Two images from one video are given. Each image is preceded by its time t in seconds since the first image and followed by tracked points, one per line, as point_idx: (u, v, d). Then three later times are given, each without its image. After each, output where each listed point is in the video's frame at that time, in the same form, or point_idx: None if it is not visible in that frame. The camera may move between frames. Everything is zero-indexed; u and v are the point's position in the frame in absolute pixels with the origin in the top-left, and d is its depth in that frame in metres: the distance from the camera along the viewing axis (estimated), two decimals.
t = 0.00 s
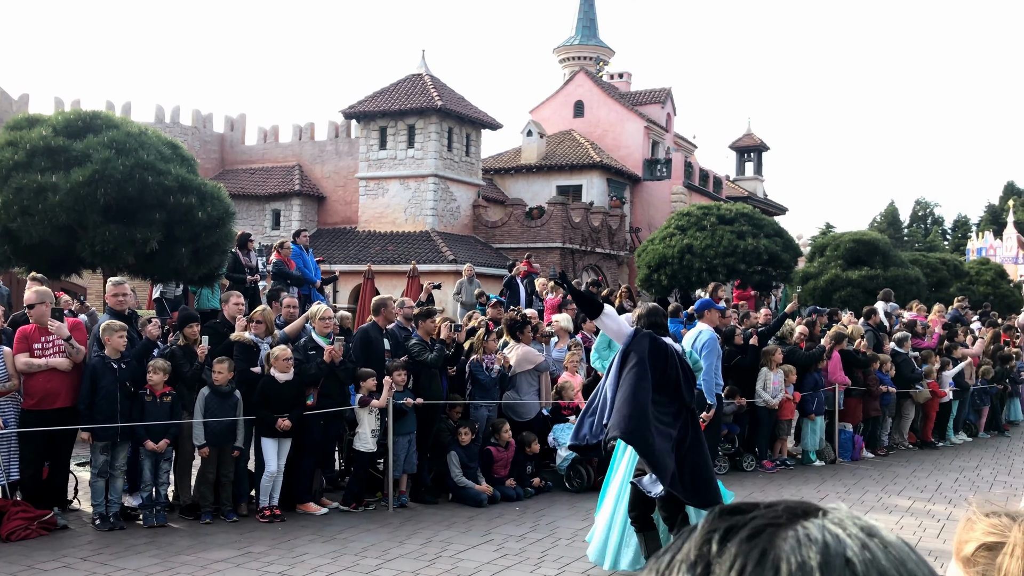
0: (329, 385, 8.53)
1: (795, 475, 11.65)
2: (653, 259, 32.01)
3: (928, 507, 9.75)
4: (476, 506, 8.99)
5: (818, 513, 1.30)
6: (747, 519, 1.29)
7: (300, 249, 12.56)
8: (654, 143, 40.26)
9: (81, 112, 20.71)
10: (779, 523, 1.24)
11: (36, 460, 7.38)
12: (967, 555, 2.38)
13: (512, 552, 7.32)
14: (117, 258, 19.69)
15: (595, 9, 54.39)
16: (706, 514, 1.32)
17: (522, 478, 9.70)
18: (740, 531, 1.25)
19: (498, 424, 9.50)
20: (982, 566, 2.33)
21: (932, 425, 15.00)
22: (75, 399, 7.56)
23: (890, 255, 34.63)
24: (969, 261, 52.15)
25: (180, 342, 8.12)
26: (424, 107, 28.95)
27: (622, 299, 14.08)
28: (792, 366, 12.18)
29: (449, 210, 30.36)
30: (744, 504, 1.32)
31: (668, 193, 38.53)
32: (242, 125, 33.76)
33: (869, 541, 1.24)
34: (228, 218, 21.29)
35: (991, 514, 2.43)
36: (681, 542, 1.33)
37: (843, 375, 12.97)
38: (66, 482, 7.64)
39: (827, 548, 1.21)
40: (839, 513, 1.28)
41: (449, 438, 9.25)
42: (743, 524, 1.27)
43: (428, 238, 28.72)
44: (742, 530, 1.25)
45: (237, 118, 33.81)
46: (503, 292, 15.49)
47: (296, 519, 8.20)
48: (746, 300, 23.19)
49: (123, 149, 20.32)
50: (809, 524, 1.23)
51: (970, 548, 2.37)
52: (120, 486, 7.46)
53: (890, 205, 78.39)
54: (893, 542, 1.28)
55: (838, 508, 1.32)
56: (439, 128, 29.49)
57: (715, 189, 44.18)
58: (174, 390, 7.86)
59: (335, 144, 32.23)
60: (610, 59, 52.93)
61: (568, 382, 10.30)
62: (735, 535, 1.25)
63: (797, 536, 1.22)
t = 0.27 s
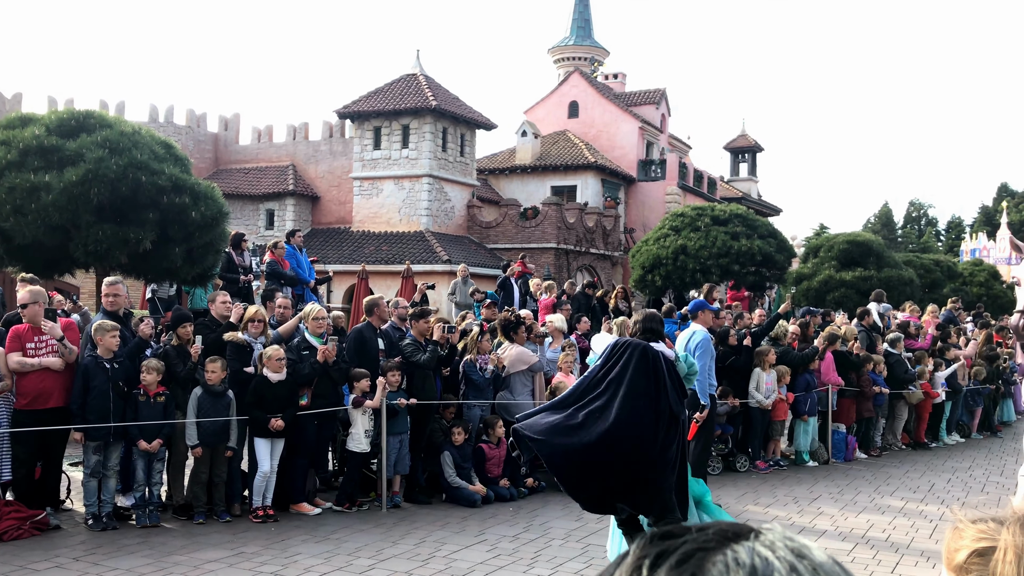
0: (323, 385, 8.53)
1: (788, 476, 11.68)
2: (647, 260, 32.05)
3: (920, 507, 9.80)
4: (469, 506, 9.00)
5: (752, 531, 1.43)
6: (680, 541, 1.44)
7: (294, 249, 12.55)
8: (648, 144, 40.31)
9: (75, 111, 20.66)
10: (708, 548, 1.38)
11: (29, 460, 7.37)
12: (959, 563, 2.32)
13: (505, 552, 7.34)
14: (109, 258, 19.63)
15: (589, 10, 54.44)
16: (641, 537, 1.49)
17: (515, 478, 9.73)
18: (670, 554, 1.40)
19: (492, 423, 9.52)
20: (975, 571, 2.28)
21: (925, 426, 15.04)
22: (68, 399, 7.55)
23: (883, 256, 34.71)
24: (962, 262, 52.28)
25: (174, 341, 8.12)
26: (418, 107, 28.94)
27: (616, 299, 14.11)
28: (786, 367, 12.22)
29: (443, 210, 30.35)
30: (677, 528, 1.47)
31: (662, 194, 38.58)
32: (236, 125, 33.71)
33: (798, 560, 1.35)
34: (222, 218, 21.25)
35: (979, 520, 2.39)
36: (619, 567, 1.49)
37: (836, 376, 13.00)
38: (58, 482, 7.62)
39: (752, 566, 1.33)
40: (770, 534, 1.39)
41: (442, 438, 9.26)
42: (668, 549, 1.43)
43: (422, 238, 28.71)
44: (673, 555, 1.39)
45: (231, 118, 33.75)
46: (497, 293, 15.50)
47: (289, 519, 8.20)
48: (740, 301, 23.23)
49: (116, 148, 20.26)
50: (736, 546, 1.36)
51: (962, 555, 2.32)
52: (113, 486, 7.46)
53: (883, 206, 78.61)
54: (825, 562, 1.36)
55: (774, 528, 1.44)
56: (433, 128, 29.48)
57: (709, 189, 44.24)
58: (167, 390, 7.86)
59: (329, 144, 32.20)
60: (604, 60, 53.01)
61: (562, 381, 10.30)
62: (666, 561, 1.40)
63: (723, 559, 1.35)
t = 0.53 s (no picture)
0: (315, 385, 8.52)
1: (781, 477, 11.72)
2: (641, 261, 32.09)
3: (913, 508, 9.84)
4: (463, 507, 9.00)
5: (731, 543, 1.46)
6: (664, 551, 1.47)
7: (287, 249, 12.54)
8: (642, 145, 40.36)
9: (68, 111, 20.61)
10: (693, 559, 1.41)
11: (21, 460, 7.34)
12: (953, 564, 2.32)
13: (499, 552, 7.34)
14: (103, 257, 19.59)
15: (584, 10, 54.49)
16: (625, 549, 1.53)
17: (509, 478, 9.75)
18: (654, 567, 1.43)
19: (484, 423, 9.50)
20: (971, 573, 2.27)
21: (918, 427, 15.10)
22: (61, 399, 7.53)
23: (877, 257, 34.80)
24: (956, 263, 52.46)
25: (167, 342, 8.11)
26: (413, 107, 28.94)
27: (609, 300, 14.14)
28: (779, 368, 12.24)
29: (438, 210, 30.35)
30: (663, 538, 1.52)
31: (657, 194, 38.62)
32: (230, 125, 33.67)
33: (784, 570, 1.37)
34: (216, 218, 21.22)
35: (972, 521, 2.40)
36: None
37: (829, 377, 13.03)
38: (51, 482, 7.60)
39: None
40: (758, 544, 1.43)
41: (436, 439, 9.25)
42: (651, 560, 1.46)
43: (417, 239, 28.70)
44: (658, 565, 1.43)
45: (225, 117, 33.71)
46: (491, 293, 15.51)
47: (283, 519, 8.20)
48: (734, 301, 23.28)
49: (110, 148, 20.21)
50: (719, 557, 1.38)
51: (956, 558, 2.32)
52: (105, 486, 7.44)
53: (877, 207, 78.84)
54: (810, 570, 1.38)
55: (762, 537, 1.47)
56: (428, 128, 29.47)
57: (703, 190, 44.32)
58: (160, 390, 7.85)
59: (323, 144, 32.18)
60: (598, 60, 53.06)
61: (556, 383, 10.29)
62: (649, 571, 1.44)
63: (710, 568, 1.37)
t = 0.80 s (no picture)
0: (309, 385, 8.51)
1: (775, 477, 11.75)
2: (636, 262, 32.13)
3: (906, 508, 9.88)
4: (456, 507, 9.01)
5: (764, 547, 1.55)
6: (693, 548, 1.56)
7: (281, 249, 12.53)
8: (637, 146, 40.41)
9: (61, 110, 20.57)
10: (715, 568, 1.47)
11: (14, 461, 7.32)
12: (947, 562, 2.32)
13: (492, 553, 7.35)
14: (96, 257, 19.52)
15: (579, 11, 54.55)
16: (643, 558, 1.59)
17: (502, 478, 9.77)
18: (676, 572, 1.50)
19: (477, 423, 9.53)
20: (964, 572, 2.27)
21: (911, 428, 15.15)
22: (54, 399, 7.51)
23: (871, 259, 34.90)
24: (949, 264, 52.62)
25: (160, 342, 8.10)
26: (407, 108, 28.94)
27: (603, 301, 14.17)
28: (772, 368, 12.29)
29: (432, 210, 30.34)
30: (683, 545, 1.57)
31: (651, 196, 38.68)
32: (224, 125, 33.61)
33: None
34: (209, 218, 21.18)
35: (966, 521, 2.41)
36: None
37: (823, 378, 13.07)
38: (44, 482, 7.58)
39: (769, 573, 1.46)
40: (778, 550, 1.52)
41: (430, 440, 9.27)
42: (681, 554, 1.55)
43: (411, 239, 28.68)
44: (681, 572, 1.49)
45: (219, 117, 33.65)
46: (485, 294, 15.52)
47: (276, 520, 8.19)
48: (728, 303, 23.33)
49: (103, 148, 20.16)
50: (744, 567, 1.46)
51: (951, 555, 2.31)
52: (98, 486, 7.44)
53: (871, 208, 79.07)
54: None
55: (782, 543, 1.56)
56: (422, 129, 29.47)
57: (697, 192, 44.39)
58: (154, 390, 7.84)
59: (317, 144, 32.14)
60: (593, 61, 53.11)
61: (550, 384, 10.33)
62: None
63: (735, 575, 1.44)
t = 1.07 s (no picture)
0: (302, 386, 8.50)
1: (769, 478, 11.78)
2: (630, 263, 32.16)
3: (898, 509, 9.90)
4: (450, 507, 9.01)
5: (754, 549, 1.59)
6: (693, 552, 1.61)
7: (275, 250, 12.52)
8: (631, 146, 40.46)
9: (55, 110, 20.52)
10: (714, 566, 1.53)
11: (7, 462, 7.30)
12: (930, 563, 2.34)
13: (486, 553, 7.36)
14: (89, 257, 19.47)
15: (574, 12, 54.61)
16: (646, 559, 1.67)
17: (496, 478, 9.79)
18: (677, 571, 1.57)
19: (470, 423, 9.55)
20: (947, 572, 2.29)
21: (905, 429, 15.20)
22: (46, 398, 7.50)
23: (864, 260, 34.99)
24: (943, 266, 52.78)
25: (153, 342, 8.10)
26: (402, 108, 28.94)
27: (596, 301, 14.21)
28: (765, 369, 12.32)
29: (427, 211, 30.33)
30: (683, 546, 1.65)
31: (645, 197, 38.75)
32: (218, 125, 33.57)
33: (804, 573, 1.53)
34: (202, 218, 21.14)
35: (950, 521, 2.43)
36: None
37: (816, 379, 13.11)
38: (36, 482, 7.56)
39: None
40: (775, 549, 1.56)
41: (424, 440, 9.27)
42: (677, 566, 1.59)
43: (405, 240, 28.68)
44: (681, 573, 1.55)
45: (213, 117, 33.61)
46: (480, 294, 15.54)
47: (269, 520, 8.18)
48: (722, 304, 23.38)
49: (96, 148, 20.10)
50: (741, 564, 1.52)
51: (934, 556, 2.33)
52: (90, 486, 7.42)
53: (865, 210, 79.32)
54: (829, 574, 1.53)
55: (779, 542, 1.61)
56: (417, 129, 29.46)
57: (692, 193, 44.46)
58: (147, 390, 7.83)
59: (311, 144, 32.11)
60: (588, 62, 53.14)
61: (544, 384, 10.34)
62: None
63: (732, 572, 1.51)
